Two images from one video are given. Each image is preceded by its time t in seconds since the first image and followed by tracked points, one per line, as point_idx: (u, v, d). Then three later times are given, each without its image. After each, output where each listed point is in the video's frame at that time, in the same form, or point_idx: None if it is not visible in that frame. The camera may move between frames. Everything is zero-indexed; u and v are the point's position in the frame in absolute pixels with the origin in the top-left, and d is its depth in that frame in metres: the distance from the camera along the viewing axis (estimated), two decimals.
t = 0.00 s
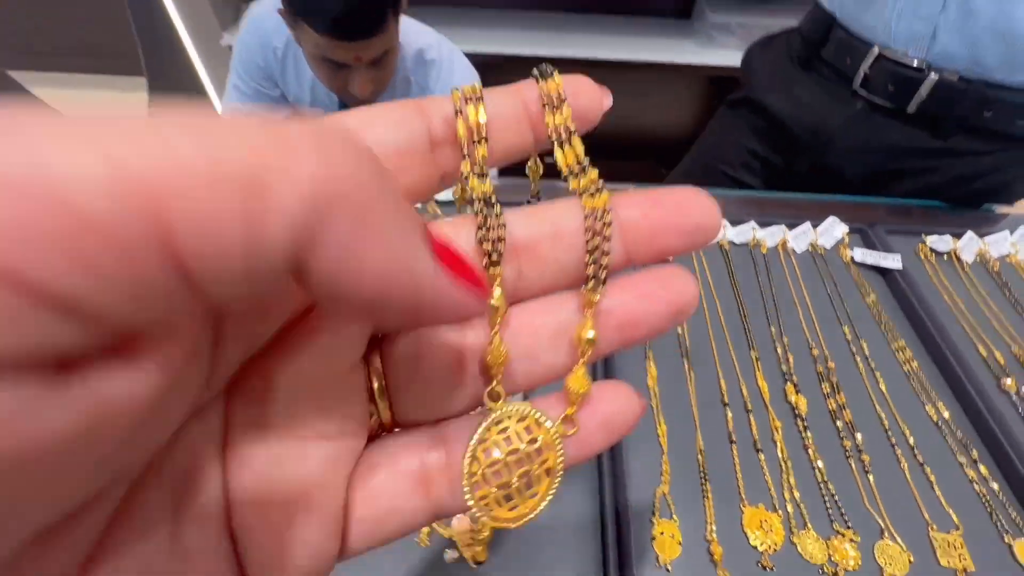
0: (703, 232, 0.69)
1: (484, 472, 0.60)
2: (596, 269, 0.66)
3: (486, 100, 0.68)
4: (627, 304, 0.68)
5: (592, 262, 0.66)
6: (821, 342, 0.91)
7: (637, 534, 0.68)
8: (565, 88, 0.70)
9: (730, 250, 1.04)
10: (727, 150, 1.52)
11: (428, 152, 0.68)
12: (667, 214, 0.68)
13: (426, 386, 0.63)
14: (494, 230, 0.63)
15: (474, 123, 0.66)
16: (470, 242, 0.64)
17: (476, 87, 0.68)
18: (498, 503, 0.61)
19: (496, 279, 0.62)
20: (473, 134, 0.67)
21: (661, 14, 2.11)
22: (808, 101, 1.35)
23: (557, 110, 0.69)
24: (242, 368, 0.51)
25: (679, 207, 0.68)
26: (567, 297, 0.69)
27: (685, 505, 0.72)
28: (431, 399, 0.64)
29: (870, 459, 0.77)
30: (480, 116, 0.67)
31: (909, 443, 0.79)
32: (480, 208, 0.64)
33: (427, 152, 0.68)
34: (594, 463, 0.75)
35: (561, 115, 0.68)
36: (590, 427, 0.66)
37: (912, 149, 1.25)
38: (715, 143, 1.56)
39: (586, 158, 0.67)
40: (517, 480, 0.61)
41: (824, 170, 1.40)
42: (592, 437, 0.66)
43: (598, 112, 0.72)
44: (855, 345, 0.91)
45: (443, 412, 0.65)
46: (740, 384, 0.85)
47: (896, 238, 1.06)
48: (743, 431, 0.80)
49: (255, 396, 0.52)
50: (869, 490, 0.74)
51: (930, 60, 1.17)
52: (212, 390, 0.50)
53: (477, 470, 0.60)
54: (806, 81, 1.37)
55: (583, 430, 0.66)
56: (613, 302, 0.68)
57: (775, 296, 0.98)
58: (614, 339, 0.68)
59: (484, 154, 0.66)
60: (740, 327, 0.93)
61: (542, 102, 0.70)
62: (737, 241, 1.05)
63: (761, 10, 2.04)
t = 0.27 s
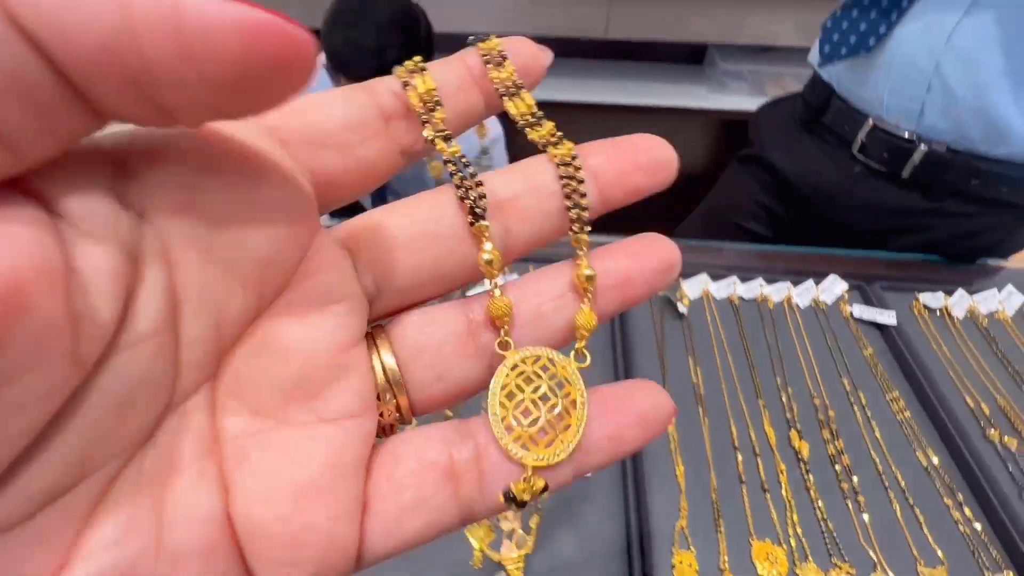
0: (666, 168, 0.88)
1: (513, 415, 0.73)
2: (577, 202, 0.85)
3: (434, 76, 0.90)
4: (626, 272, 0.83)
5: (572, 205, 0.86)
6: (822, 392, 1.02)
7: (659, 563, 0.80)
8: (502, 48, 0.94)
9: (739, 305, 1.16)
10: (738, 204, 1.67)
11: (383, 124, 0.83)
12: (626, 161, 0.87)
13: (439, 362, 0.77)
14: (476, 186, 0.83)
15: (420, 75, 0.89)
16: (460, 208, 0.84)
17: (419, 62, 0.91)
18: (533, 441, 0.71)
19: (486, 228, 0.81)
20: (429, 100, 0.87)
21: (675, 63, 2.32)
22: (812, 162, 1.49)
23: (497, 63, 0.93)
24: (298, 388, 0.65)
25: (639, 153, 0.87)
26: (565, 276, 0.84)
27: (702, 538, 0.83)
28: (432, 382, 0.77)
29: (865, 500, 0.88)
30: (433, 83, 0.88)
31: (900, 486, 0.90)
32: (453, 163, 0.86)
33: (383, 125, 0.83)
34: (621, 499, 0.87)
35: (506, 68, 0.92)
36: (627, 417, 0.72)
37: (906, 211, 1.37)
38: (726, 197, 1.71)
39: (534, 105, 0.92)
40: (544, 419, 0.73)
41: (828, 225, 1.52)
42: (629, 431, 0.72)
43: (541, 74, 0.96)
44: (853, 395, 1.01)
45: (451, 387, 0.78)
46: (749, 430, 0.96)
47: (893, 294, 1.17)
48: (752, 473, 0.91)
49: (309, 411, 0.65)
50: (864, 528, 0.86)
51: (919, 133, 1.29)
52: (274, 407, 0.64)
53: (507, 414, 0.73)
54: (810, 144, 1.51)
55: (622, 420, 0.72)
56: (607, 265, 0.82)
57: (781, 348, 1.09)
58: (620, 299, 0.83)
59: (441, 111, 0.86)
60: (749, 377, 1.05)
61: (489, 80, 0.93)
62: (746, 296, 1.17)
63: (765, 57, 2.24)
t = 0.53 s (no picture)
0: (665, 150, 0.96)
1: (540, 389, 0.85)
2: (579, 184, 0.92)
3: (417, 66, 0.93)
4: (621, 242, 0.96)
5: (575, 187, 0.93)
6: (837, 422, 1.08)
7: None
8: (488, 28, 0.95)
9: (756, 337, 1.22)
10: (753, 235, 1.74)
11: (371, 113, 0.89)
12: (626, 143, 0.95)
13: (447, 328, 0.87)
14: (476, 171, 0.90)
15: (407, 66, 0.92)
16: (460, 189, 0.91)
17: (404, 51, 0.93)
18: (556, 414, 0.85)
19: (487, 208, 0.88)
20: (418, 90, 0.91)
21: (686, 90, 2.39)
22: (824, 199, 1.56)
23: (486, 45, 0.93)
24: (301, 376, 0.71)
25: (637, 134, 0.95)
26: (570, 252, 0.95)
27: (726, 559, 0.89)
28: (436, 352, 0.86)
29: (879, 526, 0.94)
30: (418, 73, 0.92)
31: (914, 514, 0.95)
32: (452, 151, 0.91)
33: (369, 113, 0.89)
34: (648, 521, 0.93)
35: (496, 48, 0.93)
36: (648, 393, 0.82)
37: (913, 245, 1.44)
38: (741, 228, 1.78)
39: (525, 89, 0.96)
40: (568, 393, 0.86)
41: (841, 258, 1.59)
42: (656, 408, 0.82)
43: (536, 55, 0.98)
44: (867, 425, 1.07)
45: (460, 356, 0.88)
46: (768, 458, 1.02)
47: (904, 328, 1.22)
48: (771, 499, 0.97)
49: (315, 396, 0.71)
50: (879, 553, 0.91)
51: (927, 174, 1.37)
52: (279, 397, 0.71)
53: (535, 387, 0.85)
54: (823, 181, 1.58)
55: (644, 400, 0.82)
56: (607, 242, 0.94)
57: (796, 378, 1.16)
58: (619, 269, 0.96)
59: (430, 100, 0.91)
60: (766, 406, 1.11)
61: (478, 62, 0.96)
62: (763, 328, 1.23)
63: (775, 88, 2.24)
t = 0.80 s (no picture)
0: (659, 130, 1.01)
1: (544, 387, 0.90)
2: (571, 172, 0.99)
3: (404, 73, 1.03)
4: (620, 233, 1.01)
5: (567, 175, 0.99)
6: (862, 451, 1.11)
7: None
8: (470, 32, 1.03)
9: (780, 365, 1.26)
10: (772, 265, 1.80)
11: (358, 124, 0.99)
12: (619, 129, 1.01)
13: (447, 329, 0.94)
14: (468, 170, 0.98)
15: (394, 73, 1.02)
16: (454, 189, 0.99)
17: (390, 61, 1.03)
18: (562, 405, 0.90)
19: (479, 204, 0.96)
20: (405, 95, 1.01)
21: (706, 119, 2.40)
22: (843, 230, 1.61)
23: (470, 46, 1.02)
24: (294, 384, 0.78)
25: (630, 118, 1.01)
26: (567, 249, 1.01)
27: None
28: (439, 353, 0.93)
29: (907, 556, 0.96)
30: (404, 79, 1.01)
31: (941, 544, 0.98)
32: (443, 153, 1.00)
33: (356, 124, 0.99)
34: (678, 547, 0.96)
35: (479, 47, 1.01)
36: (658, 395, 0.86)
37: (933, 277, 1.47)
38: (761, 257, 1.83)
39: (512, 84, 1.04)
40: (574, 387, 0.91)
41: (861, 288, 1.63)
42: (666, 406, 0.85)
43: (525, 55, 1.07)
44: (892, 455, 1.10)
45: (460, 357, 0.94)
46: (794, 485, 1.05)
47: (927, 360, 1.25)
48: (798, 526, 1.00)
49: (313, 403, 0.78)
50: None
51: (944, 209, 1.42)
52: (276, 404, 0.77)
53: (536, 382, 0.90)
54: (841, 214, 1.63)
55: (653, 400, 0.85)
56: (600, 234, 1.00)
57: (820, 408, 1.19)
58: (616, 260, 1.01)
59: (417, 104, 1.01)
60: (792, 435, 1.14)
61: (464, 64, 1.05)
62: (787, 357, 1.27)
63: (793, 118, 2.33)
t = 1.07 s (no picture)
0: (660, 107, 1.04)
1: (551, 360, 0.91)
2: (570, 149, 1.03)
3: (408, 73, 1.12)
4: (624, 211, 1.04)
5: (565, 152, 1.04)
6: (890, 468, 1.12)
7: None
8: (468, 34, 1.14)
9: (805, 381, 1.27)
10: (792, 280, 1.80)
11: (365, 121, 1.06)
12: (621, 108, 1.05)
13: (459, 318, 0.96)
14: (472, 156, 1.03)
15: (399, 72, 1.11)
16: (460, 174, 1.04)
17: (394, 63, 1.12)
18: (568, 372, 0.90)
19: (484, 188, 1.00)
20: (408, 91, 1.09)
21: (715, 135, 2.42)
22: (863, 246, 1.62)
23: (468, 45, 1.11)
24: (314, 370, 0.81)
25: (631, 96, 1.05)
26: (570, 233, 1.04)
27: None
28: (453, 342, 0.96)
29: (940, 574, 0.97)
30: (407, 78, 1.10)
31: (974, 563, 0.99)
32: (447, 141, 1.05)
33: (364, 121, 1.06)
34: (709, 560, 0.97)
35: (477, 44, 1.11)
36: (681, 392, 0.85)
37: (957, 294, 1.48)
38: (779, 272, 1.84)
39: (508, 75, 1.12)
40: (584, 360, 0.92)
41: (882, 305, 1.63)
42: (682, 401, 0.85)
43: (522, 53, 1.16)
44: (921, 472, 1.11)
45: (472, 346, 0.97)
46: (824, 501, 1.07)
47: (952, 377, 1.25)
48: (830, 542, 1.01)
49: (331, 390, 0.80)
50: None
51: (967, 228, 1.43)
52: (294, 391, 0.80)
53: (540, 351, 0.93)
54: (861, 232, 1.63)
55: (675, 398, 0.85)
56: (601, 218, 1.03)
57: (847, 424, 1.20)
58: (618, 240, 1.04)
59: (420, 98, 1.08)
60: (819, 451, 1.16)
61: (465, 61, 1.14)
62: (812, 372, 1.27)
63: (808, 135, 2.29)
